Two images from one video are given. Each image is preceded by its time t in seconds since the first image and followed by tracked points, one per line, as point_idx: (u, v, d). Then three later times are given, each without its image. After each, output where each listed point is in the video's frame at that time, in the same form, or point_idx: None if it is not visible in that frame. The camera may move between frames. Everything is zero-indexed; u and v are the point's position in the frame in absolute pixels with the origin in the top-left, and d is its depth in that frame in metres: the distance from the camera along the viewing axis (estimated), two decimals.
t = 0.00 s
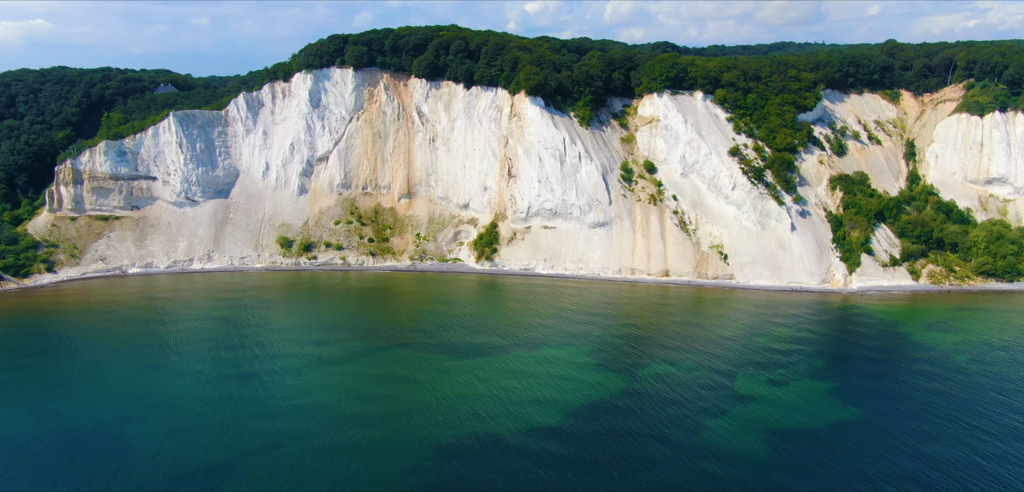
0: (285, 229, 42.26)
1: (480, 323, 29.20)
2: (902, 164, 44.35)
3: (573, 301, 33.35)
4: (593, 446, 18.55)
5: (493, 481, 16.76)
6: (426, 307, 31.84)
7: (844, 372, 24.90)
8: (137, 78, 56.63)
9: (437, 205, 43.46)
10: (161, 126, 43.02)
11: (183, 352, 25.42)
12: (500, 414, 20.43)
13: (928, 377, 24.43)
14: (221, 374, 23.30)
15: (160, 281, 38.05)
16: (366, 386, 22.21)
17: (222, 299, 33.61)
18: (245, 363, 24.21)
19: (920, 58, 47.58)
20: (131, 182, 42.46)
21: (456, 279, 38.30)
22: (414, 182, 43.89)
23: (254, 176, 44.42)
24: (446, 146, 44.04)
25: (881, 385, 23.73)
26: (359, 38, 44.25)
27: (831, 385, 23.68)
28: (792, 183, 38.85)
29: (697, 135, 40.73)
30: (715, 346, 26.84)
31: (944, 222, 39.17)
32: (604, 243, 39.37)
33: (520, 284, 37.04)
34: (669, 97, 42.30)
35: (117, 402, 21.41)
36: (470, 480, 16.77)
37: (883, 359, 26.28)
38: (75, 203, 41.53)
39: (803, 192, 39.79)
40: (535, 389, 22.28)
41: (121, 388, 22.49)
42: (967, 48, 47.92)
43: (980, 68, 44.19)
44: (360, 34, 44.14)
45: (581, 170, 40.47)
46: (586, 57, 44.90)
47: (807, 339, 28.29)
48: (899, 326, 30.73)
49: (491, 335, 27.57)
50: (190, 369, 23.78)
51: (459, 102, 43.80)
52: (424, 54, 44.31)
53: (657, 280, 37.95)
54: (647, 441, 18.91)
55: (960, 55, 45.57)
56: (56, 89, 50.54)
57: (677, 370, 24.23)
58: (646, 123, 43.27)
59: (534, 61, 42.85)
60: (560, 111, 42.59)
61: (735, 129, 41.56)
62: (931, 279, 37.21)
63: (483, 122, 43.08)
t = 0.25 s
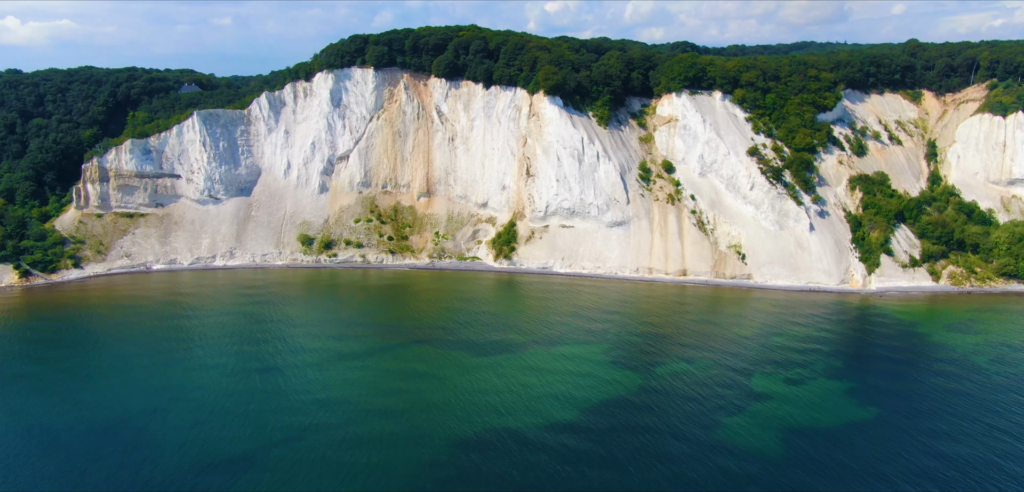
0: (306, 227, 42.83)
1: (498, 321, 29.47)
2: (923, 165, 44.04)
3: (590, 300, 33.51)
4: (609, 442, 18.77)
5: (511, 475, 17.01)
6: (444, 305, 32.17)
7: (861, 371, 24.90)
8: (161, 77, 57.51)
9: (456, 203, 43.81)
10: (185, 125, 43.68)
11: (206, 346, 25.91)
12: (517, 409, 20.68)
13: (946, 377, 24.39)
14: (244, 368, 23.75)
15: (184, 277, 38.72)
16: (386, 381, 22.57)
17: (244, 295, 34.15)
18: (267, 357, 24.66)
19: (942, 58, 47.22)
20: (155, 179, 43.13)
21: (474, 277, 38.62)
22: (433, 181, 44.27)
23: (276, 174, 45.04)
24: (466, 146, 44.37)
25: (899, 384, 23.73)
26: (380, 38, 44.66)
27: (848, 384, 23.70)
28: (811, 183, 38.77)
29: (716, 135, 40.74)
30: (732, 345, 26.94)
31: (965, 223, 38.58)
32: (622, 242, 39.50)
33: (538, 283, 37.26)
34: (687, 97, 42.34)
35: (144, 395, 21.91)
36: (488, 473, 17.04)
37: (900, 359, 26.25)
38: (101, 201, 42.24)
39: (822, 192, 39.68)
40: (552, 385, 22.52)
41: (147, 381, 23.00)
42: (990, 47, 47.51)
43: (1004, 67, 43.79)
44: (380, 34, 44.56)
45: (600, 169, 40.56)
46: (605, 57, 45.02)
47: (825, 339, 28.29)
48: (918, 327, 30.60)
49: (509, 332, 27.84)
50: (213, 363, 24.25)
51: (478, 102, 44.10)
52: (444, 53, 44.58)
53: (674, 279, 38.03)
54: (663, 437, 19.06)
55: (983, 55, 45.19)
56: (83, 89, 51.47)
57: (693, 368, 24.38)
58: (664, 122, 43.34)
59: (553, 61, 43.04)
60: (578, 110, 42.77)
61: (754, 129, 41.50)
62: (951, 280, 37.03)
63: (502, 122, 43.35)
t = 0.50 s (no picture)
0: (327, 225, 43.38)
1: (516, 318, 29.76)
2: (945, 165, 43.71)
3: (608, 298, 33.66)
4: (626, 437, 18.96)
5: (529, 468, 17.24)
6: (462, 302, 32.48)
7: (879, 371, 24.88)
8: (186, 77, 58.41)
9: (475, 202, 44.15)
10: (209, 124, 44.36)
11: (229, 341, 26.42)
12: (534, 404, 20.93)
13: (966, 378, 24.29)
14: (267, 362, 24.20)
15: (207, 274, 39.38)
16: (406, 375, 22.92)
17: (266, 291, 34.70)
18: (289, 352, 25.10)
19: (965, 58, 46.85)
20: (179, 177, 43.83)
21: (492, 275, 38.90)
22: (453, 180, 44.64)
23: (298, 173, 45.63)
24: (485, 145, 44.68)
25: (917, 384, 23.68)
26: (400, 38, 45.08)
27: (866, 383, 23.69)
28: (831, 183, 38.66)
29: (735, 135, 40.73)
30: (749, 344, 27.01)
31: (986, 224, 38.01)
32: (640, 241, 39.61)
33: (556, 281, 37.49)
34: (706, 97, 42.37)
35: (169, 387, 22.41)
36: (506, 467, 17.28)
37: (919, 359, 26.18)
38: (127, 198, 43.06)
39: (841, 192, 39.55)
40: (570, 381, 22.74)
41: (173, 374, 23.52)
42: (1015, 47, 47.08)
43: None
44: (401, 34, 44.98)
45: (618, 169, 40.65)
46: (624, 57, 45.14)
47: (843, 338, 28.27)
48: (938, 328, 30.45)
49: (527, 329, 28.11)
50: (237, 358, 24.74)
51: (497, 101, 44.39)
52: (464, 54, 44.94)
53: (692, 279, 38.08)
54: (680, 433, 19.20)
55: (1007, 55, 44.79)
56: (109, 88, 52.37)
57: (710, 366, 24.49)
58: (683, 122, 43.41)
59: (572, 61, 43.21)
60: (597, 110, 42.93)
61: (773, 129, 41.43)
62: (971, 281, 36.63)
63: (521, 121, 43.61)
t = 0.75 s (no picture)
0: (347, 223, 43.89)
1: (533, 316, 30.00)
2: (967, 166, 43.35)
3: (626, 298, 33.80)
4: (643, 433, 19.15)
5: (547, 462, 17.48)
6: (480, 300, 32.76)
7: (898, 371, 24.85)
8: (209, 77, 59.28)
9: (494, 201, 44.45)
10: (232, 124, 45.01)
11: (252, 336, 26.92)
12: (552, 400, 21.16)
13: (985, 378, 24.21)
14: (288, 357, 24.61)
15: (229, 271, 40.01)
16: (426, 371, 23.27)
17: (287, 288, 35.20)
18: (310, 347, 25.51)
19: (988, 57, 46.29)
20: (203, 175, 44.65)
21: (510, 274, 39.17)
22: (472, 179, 44.96)
23: (319, 171, 46.20)
24: (504, 145, 44.95)
25: (936, 384, 23.64)
26: (421, 38, 45.48)
27: (884, 383, 23.69)
28: (850, 184, 38.53)
29: (754, 135, 40.69)
30: (767, 343, 27.06)
31: (1010, 225, 37.60)
32: (658, 241, 39.69)
33: (574, 280, 37.69)
34: (725, 97, 42.35)
35: (194, 381, 22.88)
36: (524, 461, 17.54)
37: (938, 360, 26.11)
38: (152, 196, 43.90)
39: (861, 192, 39.40)
40: (588, 378, 22.96)
41: (197, 368, 23.99)
42: None
43: None
44: (421, 35, 45.36)
45: (636, 169, 40.73)
46: (644, 57, 45.25)
47: (861, 339, 28.24)
48: (958, 329, 30.31)
49: (544, 327, 28.33)
50: (259, 352, 25.18)
51: (517, 101, 44.65)
52: (484, 53, 45.24)
53: (710, 279, 38.12)
54: (696, 430, 19.35)
55: None
56: (135, 88, 53.26)
57: (727, 364, 24.59)
58: (702, 122, 43.41)
59: (591, 61, 43.37)
60: (615, 110, 43.06)
61: (793, 129, 41.35)
62: (993, 283, 36.35)
63: (540, 121, 43.82)
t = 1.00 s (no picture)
0: (368, 221, 44.40)
1: (551, 314, 30.21)
2: (990, 167, 42.85)
3: (643, 297, 33.90)
4: (659, 429, 19.32)
5: (564, 457, 17.72)
6: (498, 299, 33.01)
7: (917, 371, 24.81)
8: (232, 77, 60.08)
9: (513, 201, 44.71)
10: (255, 123, 45.63)
11: (274, 331, 27.37)
12: (570, 396, 21.38)
13: (1006, 379, 24.10)
14: (309, 352, 25.02)
15: (251, 268, 40.60)
16: (446, 366, 23.59)
17: (309, 285, 35.67)
18: (330, 343, 25.91)
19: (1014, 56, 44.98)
20: (226, 174, 45.28)
21: (528, 273, 39.39)
22: (491, 178, 45.26)
23: (340, 170, 46.70)
24: (522, 144, 45.19)
25: (956, 385, 23.58)
26: (441, 38, 45.84)
27: (902, 383, 23.68)
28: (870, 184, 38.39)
29: (773, 135, 40.64)
30: (784, 342, 27.11)
31: None
32: (676, 241, 39.74)
33: (591, 279, 37.85)
34: (745, 97, 42.34)
35: (218, 374, 23.35)
36: (543, 455, 17.80)
37: (958, 360, 26.02)
38: (176, 194, 44.73)
39: (881, 193, 39.24)
40: (606, 375, 23.16)
41: (220, 362, 24.45)
42: None
43: None
44: (442, 35, 45.72)
45: (655, 168, 40.79)
46: (663, 57, 45.34)
47: (880, 339, 28.18)
48: (979, 330, 30.13)
49: (562, 325, 28.54)
50: (281, 347, 25.61)
51: (536, 101, 44.88)
52: (503, 54, 45.53)
53: (728, 279, 38.12)
54: (713, 427, 19.49)
55: None
56: (160, 88, 54.05)
57: (744, 363, 24.68)
58: (721, 122, 43.42)
59: (610, 61, 43.54)
60: (634, 110, 43.16)
61: (812, 130, 41.27)
62: (1015, 284, 35.89)
63: (559, 121, 44.02)
